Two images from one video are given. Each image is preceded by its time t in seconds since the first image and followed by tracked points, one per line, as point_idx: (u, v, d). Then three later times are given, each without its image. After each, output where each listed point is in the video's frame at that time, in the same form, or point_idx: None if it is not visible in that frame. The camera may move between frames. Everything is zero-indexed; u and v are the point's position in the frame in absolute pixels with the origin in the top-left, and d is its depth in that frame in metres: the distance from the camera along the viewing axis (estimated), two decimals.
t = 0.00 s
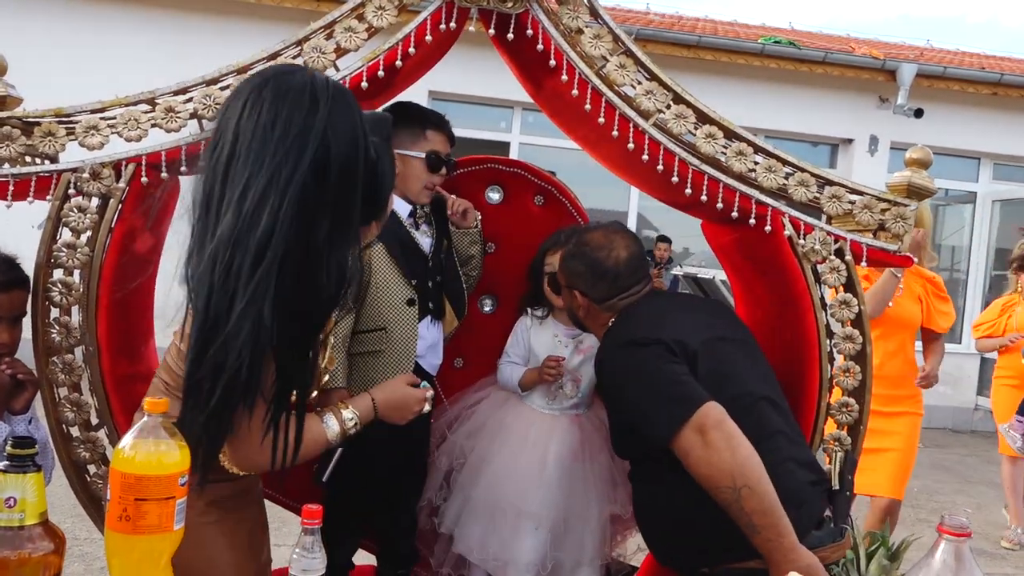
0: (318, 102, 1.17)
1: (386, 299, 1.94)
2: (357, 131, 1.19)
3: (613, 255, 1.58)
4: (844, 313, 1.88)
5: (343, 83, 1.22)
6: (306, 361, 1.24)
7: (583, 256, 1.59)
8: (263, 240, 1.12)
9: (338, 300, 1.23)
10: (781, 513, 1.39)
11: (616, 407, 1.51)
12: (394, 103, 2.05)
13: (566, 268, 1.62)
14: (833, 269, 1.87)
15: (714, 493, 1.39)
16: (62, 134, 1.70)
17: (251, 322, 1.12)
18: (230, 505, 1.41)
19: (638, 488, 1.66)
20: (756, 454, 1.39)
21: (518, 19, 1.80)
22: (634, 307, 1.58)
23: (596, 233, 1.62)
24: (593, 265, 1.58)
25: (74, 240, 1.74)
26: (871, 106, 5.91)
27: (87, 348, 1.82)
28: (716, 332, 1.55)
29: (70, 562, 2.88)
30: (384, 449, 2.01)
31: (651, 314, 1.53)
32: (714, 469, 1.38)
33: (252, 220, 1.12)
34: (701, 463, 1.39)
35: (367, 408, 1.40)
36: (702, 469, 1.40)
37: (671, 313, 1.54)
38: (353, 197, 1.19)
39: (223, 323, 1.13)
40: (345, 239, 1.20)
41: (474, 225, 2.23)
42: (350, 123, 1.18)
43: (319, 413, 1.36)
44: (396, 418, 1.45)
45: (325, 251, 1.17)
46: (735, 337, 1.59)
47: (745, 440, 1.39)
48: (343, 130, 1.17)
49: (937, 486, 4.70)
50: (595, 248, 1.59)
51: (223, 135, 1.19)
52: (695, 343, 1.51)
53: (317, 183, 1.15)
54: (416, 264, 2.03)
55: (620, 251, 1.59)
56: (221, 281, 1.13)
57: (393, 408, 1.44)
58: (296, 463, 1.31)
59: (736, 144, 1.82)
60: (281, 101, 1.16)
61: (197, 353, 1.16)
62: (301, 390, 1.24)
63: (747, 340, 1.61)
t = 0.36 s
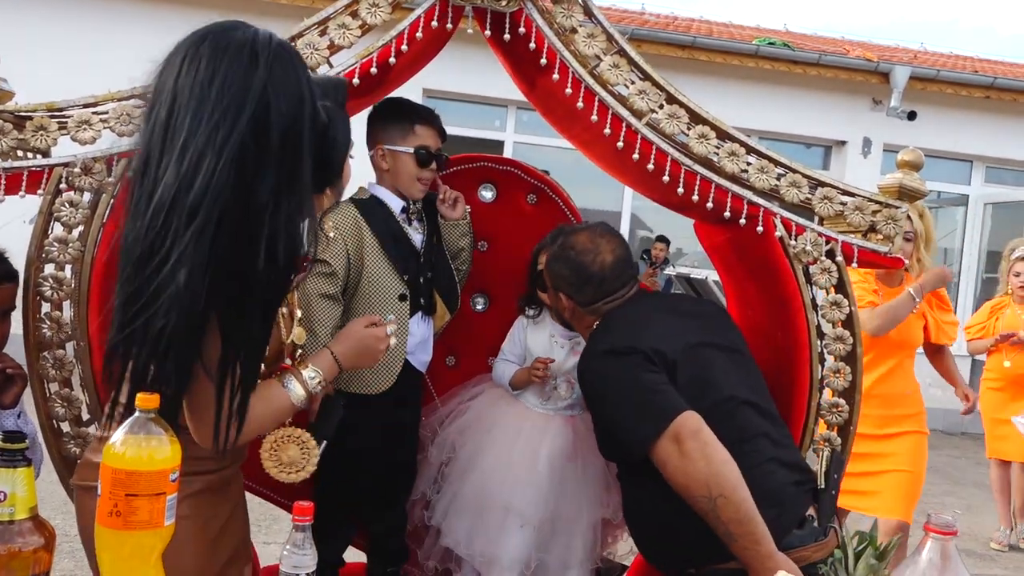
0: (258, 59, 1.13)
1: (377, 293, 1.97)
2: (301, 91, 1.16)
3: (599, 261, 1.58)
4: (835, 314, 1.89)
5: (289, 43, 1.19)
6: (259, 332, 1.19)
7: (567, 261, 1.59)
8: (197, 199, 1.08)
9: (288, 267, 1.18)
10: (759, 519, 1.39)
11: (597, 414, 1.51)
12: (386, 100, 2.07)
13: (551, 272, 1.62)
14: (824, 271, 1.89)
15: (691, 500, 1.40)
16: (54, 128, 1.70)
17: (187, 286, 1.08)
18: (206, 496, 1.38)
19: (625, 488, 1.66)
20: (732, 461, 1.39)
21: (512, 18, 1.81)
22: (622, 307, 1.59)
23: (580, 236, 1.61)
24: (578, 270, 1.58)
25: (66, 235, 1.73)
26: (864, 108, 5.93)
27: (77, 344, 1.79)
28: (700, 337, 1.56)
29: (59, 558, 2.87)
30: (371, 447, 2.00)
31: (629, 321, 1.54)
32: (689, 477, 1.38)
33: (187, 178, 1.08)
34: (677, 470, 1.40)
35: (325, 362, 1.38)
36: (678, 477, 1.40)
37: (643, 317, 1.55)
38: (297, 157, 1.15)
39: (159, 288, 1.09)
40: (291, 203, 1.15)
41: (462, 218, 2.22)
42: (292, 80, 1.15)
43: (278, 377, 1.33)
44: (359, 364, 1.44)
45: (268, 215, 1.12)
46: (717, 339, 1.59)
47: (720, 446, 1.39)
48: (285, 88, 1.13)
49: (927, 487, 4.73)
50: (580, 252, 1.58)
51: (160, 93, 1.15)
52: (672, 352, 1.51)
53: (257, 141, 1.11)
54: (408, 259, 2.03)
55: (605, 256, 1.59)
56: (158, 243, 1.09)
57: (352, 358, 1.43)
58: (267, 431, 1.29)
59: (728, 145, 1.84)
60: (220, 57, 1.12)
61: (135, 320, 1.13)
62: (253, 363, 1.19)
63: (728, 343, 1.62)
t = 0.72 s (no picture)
0: (201, 34, 1.09)
1: (368, 295, 1.97)
2: (245, 69, 1.11)
3: (592, 267, 1.58)
4: (831, 316, 1.89)
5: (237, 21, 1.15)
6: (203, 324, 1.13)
7: (561, 266, 1.59)
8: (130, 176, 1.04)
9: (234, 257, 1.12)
10: (746, 528, 1.38)
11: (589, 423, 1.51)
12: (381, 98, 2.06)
13: (543, 276, 1.62)
14: (821, 273, 1.89)
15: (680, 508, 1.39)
16: (51, 124, 1.69)
17: (116, 267, 1.04)
18: (200, 496, 1.38)
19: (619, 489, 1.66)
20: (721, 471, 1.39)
21: (510, 18, 1.80)
22: (614, 312, 1.59)
23: (574, 242, 1.61)
24: (571, 276, 1.58)
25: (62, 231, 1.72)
26: (862, 111, 5.94)
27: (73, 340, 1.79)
28: (692, 343, 1.57)
29: (53, 555, 2.87)
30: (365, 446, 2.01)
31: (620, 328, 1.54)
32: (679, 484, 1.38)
33: (121, 156, 1.05)
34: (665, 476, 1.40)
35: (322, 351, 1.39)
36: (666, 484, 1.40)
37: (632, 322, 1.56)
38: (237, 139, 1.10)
39: (92, 269, 1.06)
40: (233, 187, 1.10)
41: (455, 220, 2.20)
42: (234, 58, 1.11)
43: (281, 365, 1.33)
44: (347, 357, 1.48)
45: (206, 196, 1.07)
46: (709, 342, 1.59)
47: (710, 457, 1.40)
48: (226, 65, 1.09)
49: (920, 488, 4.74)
50: (573, 257, 1.58)
51: (103, 68, 1.12)
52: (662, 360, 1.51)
53: (196, 119, 1.07)
54: (399, 258, 2.03)
55: (598, 261, 1.59)
56: (92, 223, 1.06)
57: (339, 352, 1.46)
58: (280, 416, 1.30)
59: (726, 146, 1.84)
60: (160, 30, 1.09)
61: (70, 301, 1.10)
62: (198, 359, 1.13)
63: (720, 346, 1.62)
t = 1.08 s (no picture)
0: (161, 13, 1.14)
1: (359, 300, 1.95)
2: (203, 48, 1.16)
3: (598, 261, 1.59)
4: (831, 316, 1.90)
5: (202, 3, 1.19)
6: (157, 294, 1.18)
7: (568, 261, 1.59)
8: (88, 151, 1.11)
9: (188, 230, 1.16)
10: (747, 530, 1.38)
11: (595, 419, 1.52)
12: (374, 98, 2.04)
13: (551, 272, 1.62)
14: (821, 274, 1.90)
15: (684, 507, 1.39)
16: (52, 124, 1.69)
17: (69, 236, 1.11)
18: (215, 492, 1.38)
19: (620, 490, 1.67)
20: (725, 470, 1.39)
21: (510, 19, 1.80)
22: (617, 310, 1.59)
23: (579, 240, 1.61)
24: (579, 270, 1.58)
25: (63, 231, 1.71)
26: (862, 112, 5.94)
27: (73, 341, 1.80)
28: (693, 344, 1.56)
29: (53, 556, 2.86)
30: (364, 446, 2.00)
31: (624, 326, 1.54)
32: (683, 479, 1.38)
33: (80, 132, 1.11)
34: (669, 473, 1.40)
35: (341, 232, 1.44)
36: (668, 484, 1.41)
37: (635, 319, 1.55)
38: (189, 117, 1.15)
39: (48, 240, 1.12)
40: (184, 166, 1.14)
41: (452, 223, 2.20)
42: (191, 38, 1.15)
43: (305, 271, 1.37)
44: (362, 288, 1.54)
45: (157, 170, 1.13)
46: (711, 343, 1.59)
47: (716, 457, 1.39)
48: (183, 46, 1.14)
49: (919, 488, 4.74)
50: (581, 252, 1.59)
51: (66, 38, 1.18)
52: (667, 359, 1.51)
53: (151, 96, 1.12)
54: (392, 260, 2.03)
55: (605, 257, 1.59)
56: (51, 196, 1.13)
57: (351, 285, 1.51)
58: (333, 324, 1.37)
59: (726, 147, 1.84)
60: (122, 7, 1.14)
61: (23, 264, 1.16)
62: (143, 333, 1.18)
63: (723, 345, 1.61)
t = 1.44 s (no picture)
0: None
1: (357, 296, 1.95)
2: (145, 17, 1.25)
3: (649, 218, 1.61)
4: (832, 306, 1.90)
5: None
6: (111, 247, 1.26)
7: (622, 214, 1.59)
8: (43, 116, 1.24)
9: (135, 192, 1.23)
10: (742, 510, 1.44)
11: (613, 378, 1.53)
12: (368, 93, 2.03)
13: (599, 223, 1.60)
14: (821, 264, 1.89)
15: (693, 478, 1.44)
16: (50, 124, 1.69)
17: (26, 197, 1.23)
18: (232, 488, 1.45)
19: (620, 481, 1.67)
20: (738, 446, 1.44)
21: (509, 12, 1.80)
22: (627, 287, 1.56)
23: (630, 194, 1.63)
24: (632, 224, 1.59)
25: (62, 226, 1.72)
26: (860, 105, 5.94)
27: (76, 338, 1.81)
28: (720, 320, 1.57)
29: (58, 554, 2.87)
30: (365, 441, 2.01)
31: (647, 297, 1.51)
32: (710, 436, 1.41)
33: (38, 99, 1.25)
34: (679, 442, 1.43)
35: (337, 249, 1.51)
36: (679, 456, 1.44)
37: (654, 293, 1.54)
38: (137, 76, 1.24)
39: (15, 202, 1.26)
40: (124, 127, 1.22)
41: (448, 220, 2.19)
42: (142, 4, 1.25)
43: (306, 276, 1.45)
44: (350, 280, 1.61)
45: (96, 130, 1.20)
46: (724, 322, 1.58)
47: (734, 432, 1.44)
48: (124, 18, 1.24)
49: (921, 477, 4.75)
50: (633, 207, 1.60)
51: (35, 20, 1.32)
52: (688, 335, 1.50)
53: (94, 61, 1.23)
54: (386, 256, 2.03)
55: (654, 215, 1.62)
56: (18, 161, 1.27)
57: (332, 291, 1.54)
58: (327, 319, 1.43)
59: (726, 139, 1.85)
60: None
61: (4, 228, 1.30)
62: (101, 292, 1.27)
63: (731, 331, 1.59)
